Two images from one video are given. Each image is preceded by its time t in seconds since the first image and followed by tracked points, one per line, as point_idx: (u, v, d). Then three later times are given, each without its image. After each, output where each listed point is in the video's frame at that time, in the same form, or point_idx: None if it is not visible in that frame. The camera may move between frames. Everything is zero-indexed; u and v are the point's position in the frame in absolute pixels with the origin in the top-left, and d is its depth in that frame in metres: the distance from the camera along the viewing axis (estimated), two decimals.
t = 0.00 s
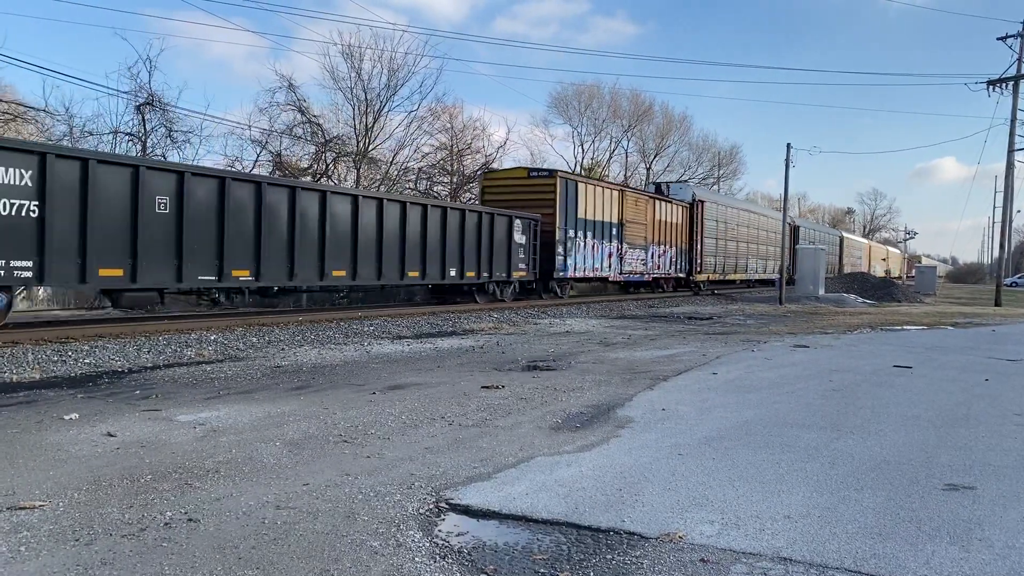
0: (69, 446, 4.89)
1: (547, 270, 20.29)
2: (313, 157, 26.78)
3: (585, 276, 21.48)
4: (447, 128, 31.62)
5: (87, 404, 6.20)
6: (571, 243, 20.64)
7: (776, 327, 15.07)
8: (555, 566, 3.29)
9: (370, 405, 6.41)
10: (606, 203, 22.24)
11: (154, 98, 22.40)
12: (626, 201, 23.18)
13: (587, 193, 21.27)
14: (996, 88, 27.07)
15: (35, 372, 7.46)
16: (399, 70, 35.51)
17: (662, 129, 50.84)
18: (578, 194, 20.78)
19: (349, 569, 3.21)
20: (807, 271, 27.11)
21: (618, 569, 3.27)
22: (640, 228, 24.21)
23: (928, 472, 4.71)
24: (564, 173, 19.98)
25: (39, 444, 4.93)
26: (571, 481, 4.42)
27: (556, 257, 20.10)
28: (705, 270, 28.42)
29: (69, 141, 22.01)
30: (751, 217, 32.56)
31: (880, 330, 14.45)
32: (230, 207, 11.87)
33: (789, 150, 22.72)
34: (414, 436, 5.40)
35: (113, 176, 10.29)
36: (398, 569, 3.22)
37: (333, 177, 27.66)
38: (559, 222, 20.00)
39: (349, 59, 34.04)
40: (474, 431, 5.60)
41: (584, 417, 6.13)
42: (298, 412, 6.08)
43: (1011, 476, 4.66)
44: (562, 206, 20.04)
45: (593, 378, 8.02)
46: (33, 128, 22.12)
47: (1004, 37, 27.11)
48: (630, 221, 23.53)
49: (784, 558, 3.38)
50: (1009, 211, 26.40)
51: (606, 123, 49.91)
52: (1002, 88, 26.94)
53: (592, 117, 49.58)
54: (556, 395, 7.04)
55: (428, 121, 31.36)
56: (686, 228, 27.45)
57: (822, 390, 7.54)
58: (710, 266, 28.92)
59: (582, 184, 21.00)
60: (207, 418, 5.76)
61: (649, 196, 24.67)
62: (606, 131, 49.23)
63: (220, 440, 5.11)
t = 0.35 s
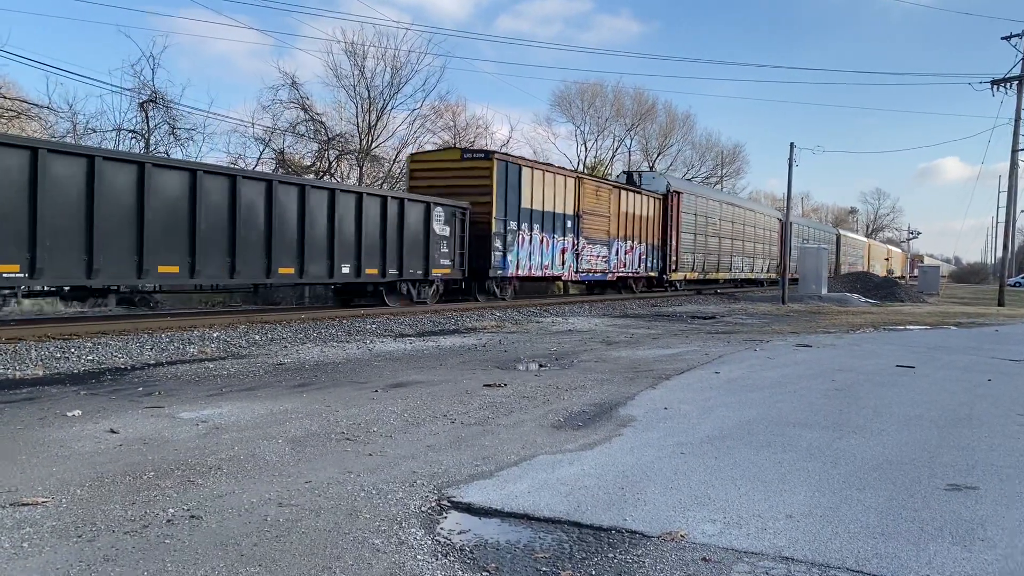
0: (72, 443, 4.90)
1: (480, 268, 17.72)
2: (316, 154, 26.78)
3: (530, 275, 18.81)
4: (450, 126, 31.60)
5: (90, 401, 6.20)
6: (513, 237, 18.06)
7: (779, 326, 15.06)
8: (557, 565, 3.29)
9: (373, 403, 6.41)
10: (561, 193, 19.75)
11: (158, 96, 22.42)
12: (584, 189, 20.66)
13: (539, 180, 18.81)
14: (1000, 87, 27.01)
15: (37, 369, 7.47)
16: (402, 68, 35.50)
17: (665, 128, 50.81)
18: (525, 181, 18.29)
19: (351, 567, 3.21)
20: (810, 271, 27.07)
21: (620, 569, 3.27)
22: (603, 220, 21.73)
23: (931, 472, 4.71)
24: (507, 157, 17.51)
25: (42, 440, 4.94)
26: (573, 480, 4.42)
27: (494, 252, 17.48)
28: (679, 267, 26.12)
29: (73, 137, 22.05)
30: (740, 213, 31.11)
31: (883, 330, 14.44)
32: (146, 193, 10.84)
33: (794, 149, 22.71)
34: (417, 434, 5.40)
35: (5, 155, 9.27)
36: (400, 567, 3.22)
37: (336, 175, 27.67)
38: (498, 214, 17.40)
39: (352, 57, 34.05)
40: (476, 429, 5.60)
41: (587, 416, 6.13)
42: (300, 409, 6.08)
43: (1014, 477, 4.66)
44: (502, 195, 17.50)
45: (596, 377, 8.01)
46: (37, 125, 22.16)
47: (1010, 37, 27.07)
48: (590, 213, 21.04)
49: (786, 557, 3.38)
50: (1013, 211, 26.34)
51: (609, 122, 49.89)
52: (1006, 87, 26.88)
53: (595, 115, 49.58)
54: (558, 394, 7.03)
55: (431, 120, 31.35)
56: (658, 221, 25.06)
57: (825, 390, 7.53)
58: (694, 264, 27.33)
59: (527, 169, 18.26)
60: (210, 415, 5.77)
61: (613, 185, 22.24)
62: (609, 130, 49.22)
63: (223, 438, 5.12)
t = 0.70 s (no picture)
0: (75, 438, 4.91)
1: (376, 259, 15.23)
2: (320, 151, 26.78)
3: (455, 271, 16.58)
4: (453, 123, 31.56)
5: (93, 396, 6.22)
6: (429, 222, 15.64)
7: (783, 324, 15.04)
8: (559, 562, 3.29)
9: (376, 400, 6.41)
10: (491, 174, 17.47)
11: (162, 92, 22.44)
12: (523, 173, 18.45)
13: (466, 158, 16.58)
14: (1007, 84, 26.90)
15: (42, 364, 7.48)
16: (406, 65, 35.50)
17: (670, 125, 50.73)
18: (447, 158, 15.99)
19: (353, 564, 3.21)
20: (813, 270, 26.99)
21: (622, 566, 3.27)
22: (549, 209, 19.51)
23: (934, 471, 4.69)
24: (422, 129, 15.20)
25: (45, 435, 4.95)
26: (576, 477, 4.42)
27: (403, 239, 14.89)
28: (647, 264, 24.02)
29: (77, 133, 22.09)
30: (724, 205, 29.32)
31: (887, 328, 14.41)
32: (83, 183, 9.86)
33: (798, 146, 22.68)
34: (419, 431, 5.40)
35: None
36: (402, 563, 3.22)
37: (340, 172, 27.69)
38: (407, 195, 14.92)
39: (355, 53, 34.05)
40: (479, 426, 5.60)
41: (589, 413, 6.13)
42: (303, 406, 6.09)
43: (1017, 475, 4.65)
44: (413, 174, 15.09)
45: (598, 374, 7.99)
46: (41, 121, 22.21)
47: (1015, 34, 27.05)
48: (533, 200, 18.99)
49: (788, 555, 3.37)
50: (1018, 209, 26.25)
51: (613, 119, 49.83)
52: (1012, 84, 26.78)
53: (599, 112, 49.55)
54: (561, 391, 7.02)
55: (435, 116, 31.32)
56: (620, 212, 22.97)
57: (829, 387, 7.52)
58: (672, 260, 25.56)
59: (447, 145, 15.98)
60: (213, 411, 5.78)
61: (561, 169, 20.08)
62: (613, 126, 49.19)
63: (225, 433, 5.12)
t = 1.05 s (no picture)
0: (81, 432, 4.92)
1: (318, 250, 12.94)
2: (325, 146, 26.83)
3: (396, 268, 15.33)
4: (459, 119, 31.57)
5: (99, 390, 6.24)
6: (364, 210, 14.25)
7: (788, 322, 15.02)
8: (564, 559, 3.29)
9: (380, 395, 6.42)
10: (397, 147, 14.44)
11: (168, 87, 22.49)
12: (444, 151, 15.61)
13: (351, 125, 13.45)
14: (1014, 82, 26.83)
15: (48, 358, 7.51)
16: (412, 61, 35.51)
17: (676, 121, 50.68)
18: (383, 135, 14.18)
19: (359, 559, 3.22)
20: (819, 269, 26.92)
21: (627, 563, 3.27)
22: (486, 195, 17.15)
23: (940, 470, 4.68)
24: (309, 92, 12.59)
25: (52, 430, 4.97)
26: (580, 474, 4.42)
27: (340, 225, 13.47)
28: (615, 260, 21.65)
29: (83, 128, 22.15)
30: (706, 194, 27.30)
31: (893, 326, 14.39)
32: None
33: (804, 143, 22.69)
34: (424, 427, 5.40)
35: None
36: (407, 559, 3.23)
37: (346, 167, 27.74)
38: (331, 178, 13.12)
39: (361, 49, 34.06)
40: (484, 423, 5.60)
41: (594, 410, 6.12)
42: (308, 401, 6.10)
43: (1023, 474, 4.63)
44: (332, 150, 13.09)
45: (603, 371, 7.98)
46: (49, 116, 22.29)
47: (1022, 33, 27.09)
48: (458, 182, 16.19)
49: (793, 553, 3.37)
50: None
51: (618, 115, 49.80)
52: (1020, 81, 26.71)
53: (604, 108, 49.54)
54: (565, 388, 7.02)
55: (440, 112, 31.32)
56: (578, 200, 20.63)
57: (834, 385, 7.50)
58: (648, 256, 23.53)
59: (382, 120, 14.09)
60: (219, 405, 5.79)
61: (494, 145, 17.21)
62: (619, 123, 49.18)
63: (231, 429, 5.13)
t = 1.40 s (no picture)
0: (89, 427, 4.93)
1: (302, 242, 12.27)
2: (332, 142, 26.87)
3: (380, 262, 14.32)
4: (466, 115, 31.57)
5: (107, 385, 6.27)
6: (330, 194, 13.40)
7: (795, 319, 15.00)
8: (570, 556, 3.28)
9: (387, 391, 6.42)
10: (258, 108, 11.45)
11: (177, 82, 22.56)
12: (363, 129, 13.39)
13: (226, 96, 10.91)
14: None
15: (56, 353, 7.54)
16: (419, 57, 35.53)
17: (683, 117, 50.61)
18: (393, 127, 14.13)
19: (365, 555, 3.22)
20: (827, 266, 26.84)
21: (634, 561, 3.26)
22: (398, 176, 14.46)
23: (948, 469, 4.65)
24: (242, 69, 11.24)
25: (60, 424, 4.99)
26: (587, 471, 4.41)
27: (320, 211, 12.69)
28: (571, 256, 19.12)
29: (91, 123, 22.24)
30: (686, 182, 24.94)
31: (900, 324, 14.36)
32: None
33: (812, 140, 22.65)
34: (430, 423, 5.40)
35: None
36: (413, 555, 3.23)
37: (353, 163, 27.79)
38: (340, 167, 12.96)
39: (368, 45, 34.08)
40: (490, 419, 5.60)
41: (600, 407, 6.11)
42: (315, 397, 6.10)
43: None
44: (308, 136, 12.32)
45: (609, 369, 7.96)
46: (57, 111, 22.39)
47: None
48: (366, 165, 13.53)
49: (801, 552, 3.36)
50: None
51: (626, 111, 49.75)
52: None
53: (611, 105, 49.52)
54: (571, 384, 7.01)
55: (447, 108, 31.34)
56: (521, 185, 18.00)
57: (841, 383, 7.48)
58: (612, 250, 20.97)
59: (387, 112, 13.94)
60: (226, 401, 5.80)
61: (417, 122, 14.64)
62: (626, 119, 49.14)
63: (238, 424, 5.14)
